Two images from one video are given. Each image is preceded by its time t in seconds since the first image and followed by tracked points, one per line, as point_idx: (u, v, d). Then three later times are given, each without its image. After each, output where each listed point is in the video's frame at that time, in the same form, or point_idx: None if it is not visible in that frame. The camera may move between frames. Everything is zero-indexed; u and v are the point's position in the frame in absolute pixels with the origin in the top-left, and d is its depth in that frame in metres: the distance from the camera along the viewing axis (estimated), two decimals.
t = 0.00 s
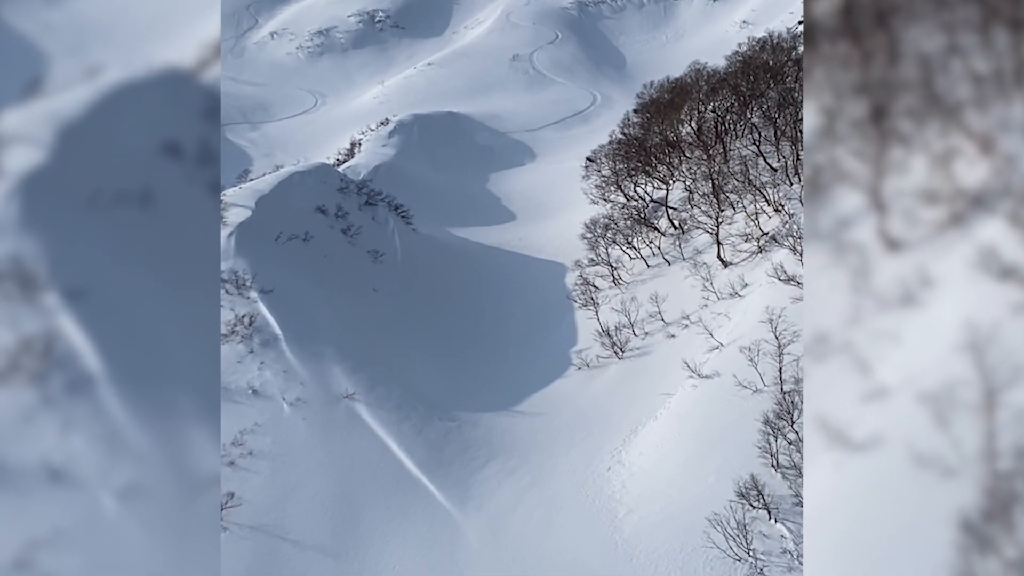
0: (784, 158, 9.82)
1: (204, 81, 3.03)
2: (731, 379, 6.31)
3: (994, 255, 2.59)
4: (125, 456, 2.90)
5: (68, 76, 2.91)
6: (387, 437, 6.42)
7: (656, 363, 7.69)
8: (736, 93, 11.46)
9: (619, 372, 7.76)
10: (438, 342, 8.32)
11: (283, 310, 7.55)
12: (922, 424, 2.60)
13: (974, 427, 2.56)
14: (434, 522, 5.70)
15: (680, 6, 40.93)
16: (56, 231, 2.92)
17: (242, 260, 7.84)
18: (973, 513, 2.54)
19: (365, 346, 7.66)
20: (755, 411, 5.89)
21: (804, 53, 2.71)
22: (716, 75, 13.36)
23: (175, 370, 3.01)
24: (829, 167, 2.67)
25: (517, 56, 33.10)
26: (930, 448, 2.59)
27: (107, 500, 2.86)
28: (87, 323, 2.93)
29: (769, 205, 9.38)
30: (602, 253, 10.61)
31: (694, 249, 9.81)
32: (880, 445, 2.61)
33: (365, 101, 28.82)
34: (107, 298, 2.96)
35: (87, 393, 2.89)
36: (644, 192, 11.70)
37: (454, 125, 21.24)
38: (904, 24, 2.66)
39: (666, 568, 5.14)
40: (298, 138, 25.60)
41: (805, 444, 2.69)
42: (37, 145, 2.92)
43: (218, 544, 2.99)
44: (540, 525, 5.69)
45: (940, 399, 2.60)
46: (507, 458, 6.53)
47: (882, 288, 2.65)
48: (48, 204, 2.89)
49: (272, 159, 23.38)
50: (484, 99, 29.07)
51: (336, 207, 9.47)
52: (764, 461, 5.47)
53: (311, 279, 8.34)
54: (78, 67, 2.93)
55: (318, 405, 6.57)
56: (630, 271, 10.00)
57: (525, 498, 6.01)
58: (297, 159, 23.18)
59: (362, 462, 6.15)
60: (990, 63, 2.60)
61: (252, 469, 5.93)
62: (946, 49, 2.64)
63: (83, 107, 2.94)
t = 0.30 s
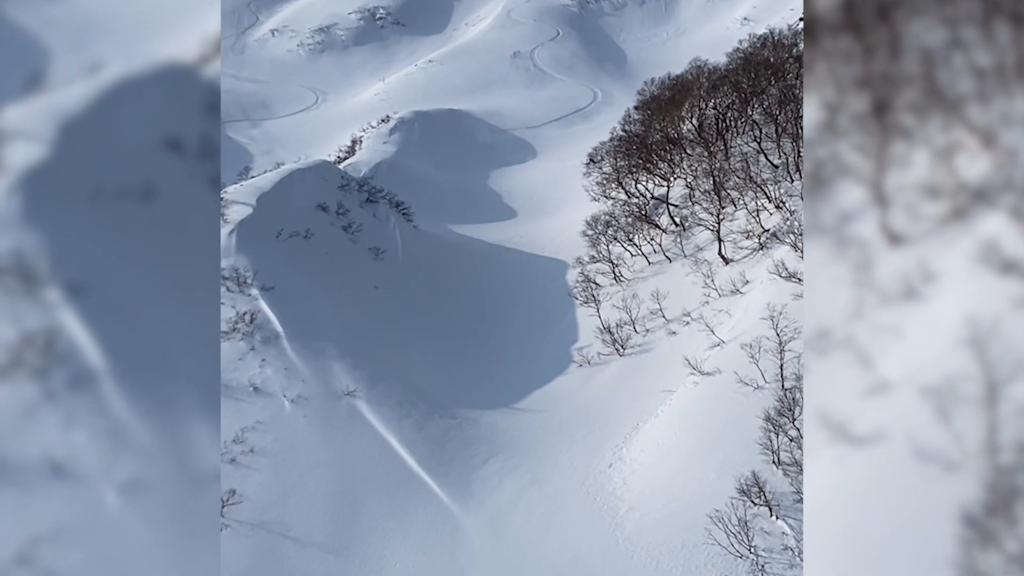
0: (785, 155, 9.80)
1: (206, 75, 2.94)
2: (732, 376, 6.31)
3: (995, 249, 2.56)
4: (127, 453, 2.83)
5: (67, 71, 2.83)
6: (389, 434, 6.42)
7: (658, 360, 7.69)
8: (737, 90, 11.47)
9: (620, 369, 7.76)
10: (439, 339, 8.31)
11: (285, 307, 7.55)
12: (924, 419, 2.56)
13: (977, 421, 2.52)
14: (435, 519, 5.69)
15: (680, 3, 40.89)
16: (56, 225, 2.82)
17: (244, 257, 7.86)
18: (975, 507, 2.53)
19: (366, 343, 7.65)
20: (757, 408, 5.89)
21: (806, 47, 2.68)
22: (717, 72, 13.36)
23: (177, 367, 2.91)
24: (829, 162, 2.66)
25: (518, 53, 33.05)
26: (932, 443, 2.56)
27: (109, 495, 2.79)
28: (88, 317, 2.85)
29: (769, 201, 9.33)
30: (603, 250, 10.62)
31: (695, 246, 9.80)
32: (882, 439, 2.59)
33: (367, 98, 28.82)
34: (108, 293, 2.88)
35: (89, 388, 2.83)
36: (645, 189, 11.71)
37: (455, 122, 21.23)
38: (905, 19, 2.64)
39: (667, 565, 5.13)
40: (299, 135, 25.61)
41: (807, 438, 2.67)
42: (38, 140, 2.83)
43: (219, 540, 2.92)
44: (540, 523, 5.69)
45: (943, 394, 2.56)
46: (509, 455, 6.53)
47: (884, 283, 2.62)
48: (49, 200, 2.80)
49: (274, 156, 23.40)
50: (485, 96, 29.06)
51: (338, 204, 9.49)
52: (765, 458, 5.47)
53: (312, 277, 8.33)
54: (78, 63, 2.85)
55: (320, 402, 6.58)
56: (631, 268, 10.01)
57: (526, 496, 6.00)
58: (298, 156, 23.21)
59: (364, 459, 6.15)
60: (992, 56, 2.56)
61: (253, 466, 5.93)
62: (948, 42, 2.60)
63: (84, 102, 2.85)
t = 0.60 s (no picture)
0: (782, 153, 9.90)
1: (209, 73, 3.05)
2: (729, 371, 6.40)
3: (989, 244, 2.64)
4: (134, 443, 2.90)
5: (77, 71, 2.90)
6: (391, 430, 6.49)
7: (656, 355, 7.78)
8: (734, 90, 11.59)
9: (619, 365, 7.82)
10: (441, 335, 8.40)
11: (288, 304, 7.64)
12: (918, 411, 2.65)
13: (971, 412, 2.60)
14: (437, 514, 5.77)
15: (679, 5, 41.03)
16: (64, 221, 2.92)
17: (248, 256, 7.92)
18: (969, 497, 2.59)
19: (369, 340, 7.73)
20: (754, 402, 5.97)
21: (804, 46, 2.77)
22: (714, 71, 13.48)
23: (187, 359, 3.04)
24: (827, 157, 2.73)
25: (518, 54, 33.10)
26: (927, 435, 2.64)
27: (116, 488, 2.86)
28: (95, 312, 2.93)
29: (766, 200, 9.44)
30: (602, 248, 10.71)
31: (693, 243, 9.87)
32: (879, 431, 2.66)
33: (369, 99, 28.90)
34: (117, 291, 2.97)
35: (96, 382, 2.90)
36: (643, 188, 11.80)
37: (457, 122, 21.32)
38: (901, 16, 2.71)
39: (666, 557, 5.20)
40: (302, 135, 25.71)
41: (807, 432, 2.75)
42: (47, 137, 2.88)
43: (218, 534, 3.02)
44: (540, 519, 5.74)
45: (938, 386, 2.64)
46: (510, 449, 6.62)
47: (880, 276, 2.69)
48: (58, 197, 2.90)
49: (277, 156, 23.49)
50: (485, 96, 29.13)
51: (340, 203, 9.56)
52: (762, 452, 5.55)
53: (316, 273, 8.42)
54: (87, 61, 2.91)
55: (324, 397, 6.66)
56: (630, 266, 10.09)
57: (525, 491, 6.06)
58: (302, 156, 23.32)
59: (366, 454, 6.23)
60: (986, 54, 2.64)
61: (257, 461, 5.98)
62: (943, 40, 2.68)
63: (93, 101, 2.92)
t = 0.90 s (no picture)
0: (773, 154, 10.13)
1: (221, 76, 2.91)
2: (723, 364, 6.61)
3: (974, 236, 2.62)
4: (149, 433, 2.75)
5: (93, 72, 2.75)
6: (397, 422, 6.71)
7: (653, 348, 7.97)
8: (726, 92, 11.82)
9: (616, 359, 8.04)
10: (444, 329, 8.61)
11: (297, 300, 7.86)
12: (906, 401, 2.64)
13: (956, 401, 2.59)
14: (442, 502, 5.97)
15: (676, 11, 41.37)
16: (81, 211, 2.77)
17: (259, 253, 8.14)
18: (955, 479, 2.59)
19: (376, 335, 7.95)
20: (747, 394, 6.17)
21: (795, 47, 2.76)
22: (709, 75, 13.76)
23: (193, 345, 2.85)
24: (816, 156, 2.73)
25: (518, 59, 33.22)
26: (917, 422, 2.64)
27: (133, 477, 2.72)
28: (111, 298, 2.78)
29: (757, 199, 9.68)
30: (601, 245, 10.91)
31: (688, 241, 10.08)
32: (869, 419, 2.67)
33: (375, 101, 29.22)
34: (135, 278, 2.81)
35: (116, 370, 2.76)
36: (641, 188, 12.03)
37: (460, 124, 21.61)
38: (889, 19, 2.69)
39: (662, 543, 5.40)
40: (310, 137, 26.06)
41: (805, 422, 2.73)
42: (67, 134, 2.73)
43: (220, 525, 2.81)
44: (540, 508, 5.94)
45: (924, 376, 2.63)
46: (511, 440, 6.82)
47: (869, 271, 2.68)
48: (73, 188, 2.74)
49: (286, 156, 23.85)
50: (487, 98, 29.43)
51: (348, 202, 9.75)
52: (754, 442, 5.75)
53: (322, 269, 8.65)
54: (103, 64, 2.76)
55: (332, 390, 6.87)
56: (627, 262, 10.29)
57: (527, 477, 6.29)
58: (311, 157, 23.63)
59: (373, 444, 6.45)
60: (971, 55, 2.63)
61: (268, 451, 6.18)
62: (930, 41, 2.66)
63: (110, 102, 2.78)
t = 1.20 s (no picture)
0: (770, 152, 10.21)
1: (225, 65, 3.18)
2: (721, 357, 6.73)
3: (969, 229, 2.89)
4: (161, 419, 3.04)
5: (106, 68, 3.02)
6: (402, 414, 6.85)
7: (653, 342, 8.10)
8: (724, 92, 11.81)
9: (616, 353, 8.16)
10: (447, 323, 8.74)
11: (304, 296, 8.00)
12: (903, 389, 2.92)
13: (950, 391, 2.87)
14: (447, 493, 6.10)
15: (675, 11, 41.40)
16: (91, 209, 3.02)
17: (266, 250, 8.29)
18: (950, 467, 2.90)
19: (380, 329, 8.08)
20: (745, 387, 6.30)
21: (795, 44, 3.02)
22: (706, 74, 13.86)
23: (198, 337, 3.09)
24: (814, 149, 2.99)
25: (520, 58, 33.33)
26: (913, 409, 2.92)
27: (146, 464, 3.02)
28: (123, 295, 3.03)
29: (754, 195, 9.79)
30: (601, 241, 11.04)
31: (687, 236, 10.20)
32: (866, 407, 2.95)
33: (380, 100, 29.28)
34: (146, 274, 3.05)
35: (126, 362, 3.02)
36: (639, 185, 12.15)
37: (463, 122, 21.67)
38: (885, 15, 2.95)
39: (661, 533, 5.52)
40: (314, 137, 26.13)
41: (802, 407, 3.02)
42: (81, 132, 3.01)
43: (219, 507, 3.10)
44: (541, 500, 6.05)
45: (920, 362, 2.91)
46: (514, 432, 6.97)
47: (865, 261, 2.94)
48: (87, 189, 3.01)
49: (291, 156, 23.91)
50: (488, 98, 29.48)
51: (353, 200, 9.88)
52: (751, 434, 5.89)
53: (327, 263, 8.78)
54: (114, 61, 3.03)
55: (338, 383, 7.01)
56: (627, 258, 10.42)
57: (530, 467, 6.44)
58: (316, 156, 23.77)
59: (379, 436, 6.59)
60: (965, 51, 2.89)
61: (277, 442, 6.31)
62: (925, 38, 2.94)
63: (121, 97, 3.04)
